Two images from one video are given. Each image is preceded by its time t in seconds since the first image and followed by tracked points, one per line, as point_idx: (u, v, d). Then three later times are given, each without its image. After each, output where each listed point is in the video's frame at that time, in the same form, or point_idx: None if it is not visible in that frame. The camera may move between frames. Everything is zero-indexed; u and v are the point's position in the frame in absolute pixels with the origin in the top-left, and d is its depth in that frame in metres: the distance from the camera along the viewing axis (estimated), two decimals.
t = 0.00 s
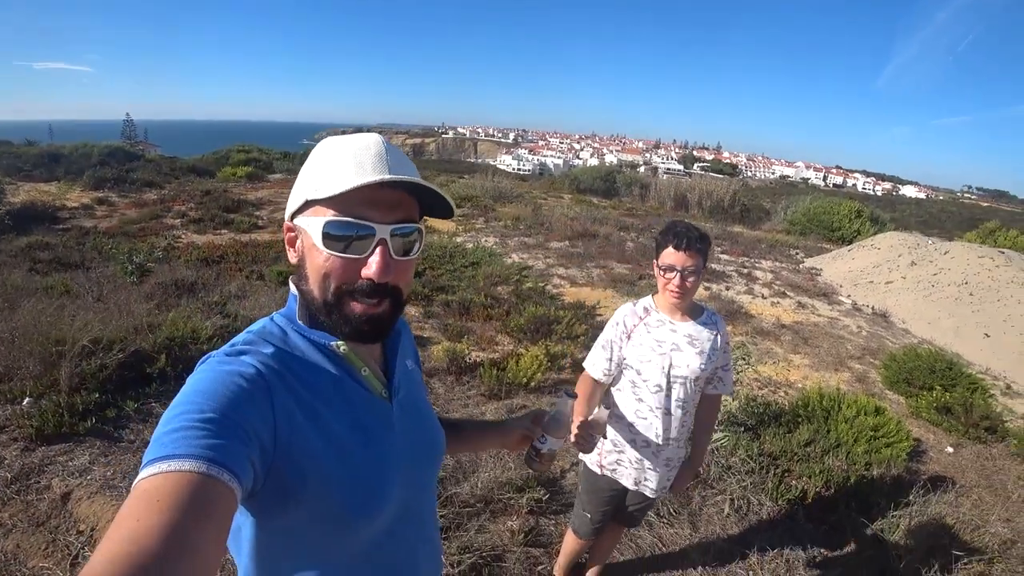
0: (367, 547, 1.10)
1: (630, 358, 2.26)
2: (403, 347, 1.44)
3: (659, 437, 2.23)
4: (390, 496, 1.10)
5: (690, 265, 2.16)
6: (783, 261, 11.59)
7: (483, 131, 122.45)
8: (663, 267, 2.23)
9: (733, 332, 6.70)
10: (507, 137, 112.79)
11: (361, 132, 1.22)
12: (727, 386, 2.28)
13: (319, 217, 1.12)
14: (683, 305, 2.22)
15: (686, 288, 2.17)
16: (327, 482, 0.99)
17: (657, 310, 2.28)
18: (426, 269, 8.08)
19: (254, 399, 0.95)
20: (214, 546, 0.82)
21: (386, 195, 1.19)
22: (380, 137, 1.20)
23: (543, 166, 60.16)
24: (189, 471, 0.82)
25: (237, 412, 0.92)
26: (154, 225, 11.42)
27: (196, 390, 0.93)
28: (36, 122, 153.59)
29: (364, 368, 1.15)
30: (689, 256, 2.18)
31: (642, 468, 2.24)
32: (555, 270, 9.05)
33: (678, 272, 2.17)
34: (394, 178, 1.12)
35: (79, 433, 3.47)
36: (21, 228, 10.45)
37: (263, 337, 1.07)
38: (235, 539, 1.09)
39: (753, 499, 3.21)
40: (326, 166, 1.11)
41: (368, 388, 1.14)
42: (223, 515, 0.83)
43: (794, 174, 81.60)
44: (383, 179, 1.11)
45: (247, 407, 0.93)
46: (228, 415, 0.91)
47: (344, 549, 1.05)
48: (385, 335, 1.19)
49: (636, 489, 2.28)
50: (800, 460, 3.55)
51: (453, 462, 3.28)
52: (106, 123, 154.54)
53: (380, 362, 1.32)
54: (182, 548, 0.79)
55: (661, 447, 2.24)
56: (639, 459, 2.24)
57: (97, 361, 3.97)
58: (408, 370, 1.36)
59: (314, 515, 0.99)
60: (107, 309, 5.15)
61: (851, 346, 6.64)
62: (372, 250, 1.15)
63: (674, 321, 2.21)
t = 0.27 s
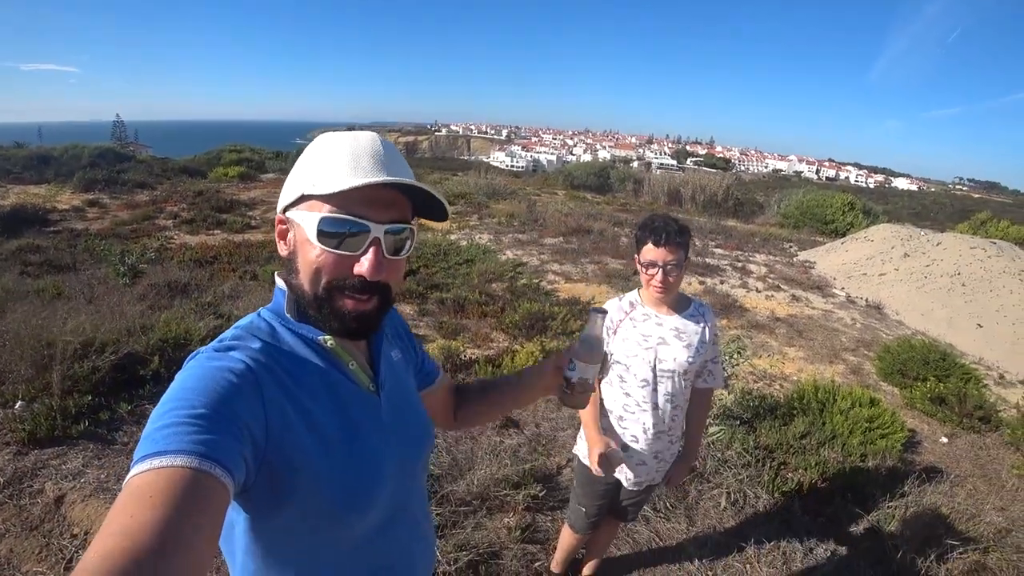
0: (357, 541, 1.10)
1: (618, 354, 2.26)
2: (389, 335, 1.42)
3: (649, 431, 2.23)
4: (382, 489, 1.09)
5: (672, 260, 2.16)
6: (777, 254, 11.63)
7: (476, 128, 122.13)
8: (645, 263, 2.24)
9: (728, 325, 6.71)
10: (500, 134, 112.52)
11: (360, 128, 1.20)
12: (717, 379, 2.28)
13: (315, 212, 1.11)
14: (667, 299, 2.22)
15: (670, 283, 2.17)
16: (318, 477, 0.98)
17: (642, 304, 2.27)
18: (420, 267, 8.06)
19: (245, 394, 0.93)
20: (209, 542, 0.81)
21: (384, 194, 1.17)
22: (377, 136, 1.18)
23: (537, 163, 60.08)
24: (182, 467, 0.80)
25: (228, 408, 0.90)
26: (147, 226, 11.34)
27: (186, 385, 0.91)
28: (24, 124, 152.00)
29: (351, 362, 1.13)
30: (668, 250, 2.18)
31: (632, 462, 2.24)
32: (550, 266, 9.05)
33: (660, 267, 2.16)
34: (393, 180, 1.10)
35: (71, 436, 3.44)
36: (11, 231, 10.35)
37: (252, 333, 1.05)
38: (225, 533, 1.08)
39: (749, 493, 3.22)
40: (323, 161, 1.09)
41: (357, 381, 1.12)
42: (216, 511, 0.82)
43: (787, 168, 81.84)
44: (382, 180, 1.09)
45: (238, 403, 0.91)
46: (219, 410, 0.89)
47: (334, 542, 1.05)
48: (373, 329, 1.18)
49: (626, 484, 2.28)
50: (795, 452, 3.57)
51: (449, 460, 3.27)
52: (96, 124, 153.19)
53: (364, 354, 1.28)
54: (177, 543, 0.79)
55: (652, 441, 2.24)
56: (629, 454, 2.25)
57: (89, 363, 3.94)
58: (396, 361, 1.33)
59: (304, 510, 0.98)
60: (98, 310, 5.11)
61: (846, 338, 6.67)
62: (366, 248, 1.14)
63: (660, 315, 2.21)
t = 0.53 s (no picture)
0: (359, 547, 1.08)
1: (609, 357, 2.26)
2: (389, 337, 1.40)
3: (639, 435, 2.23)
4: (382, 494, 1.08)
5: (663, 260, 2.16)
6: (774, 254, 11.64)
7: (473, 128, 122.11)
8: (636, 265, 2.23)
9: (726, 326, 6.71)
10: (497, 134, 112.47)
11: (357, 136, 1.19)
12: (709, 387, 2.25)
13: (314, 220, 1.08)
14: (660, 301, 2.21)
15: (662, 283, 2.16)
16: (318, 483, 0.97)
17: (634, 307, 2.27)
18: (417, 269, 8.04)
19: (242, 400, 0.92)
20: (207, 551, 0.80)
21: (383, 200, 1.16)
22: (375, 142, 1.17)
23: (534, 163, 60.06)
24: (179, 474, 0.79)
25: (226, 413, 0.89)
26: (143, 228, 11.29)
27: (183, 391, 0.89)
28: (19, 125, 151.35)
29: (350, 366, 1.12)
30: (659, 250, 2.18)
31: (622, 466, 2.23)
32: (547, 267, 9.04)
33: (652, 267, 2.16)
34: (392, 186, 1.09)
35: (66, 441, 3.42)
36: (6, 234, 10.30)
37: (249, 340, 1.03)
38: (224, 544, 1.06)
39: (748, 494, 3.21)
40: (320, 167, 1.08)
41: (357, 387, 1.11)
42: (215, 518, 0.81)
43: (784, 167, 82.02)
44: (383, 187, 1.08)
45: (236, 409, 0.90)
46: (216, 416, 0.87)
47: (335, 549, 1.03)
48: (373, 333, 1.16)
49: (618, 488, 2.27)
50: (794, 454, 3.57)
51: (447, 463, 3.25)
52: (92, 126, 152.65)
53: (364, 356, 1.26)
54: (175, 551, 0.77)
55: (641, 445, 2.23)
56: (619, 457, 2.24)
57: (85, 367, 3.91)
58: (397, 364, 1.31)
59: (305, 516, 0.97)
60: (94, 314, 5.07)
61: (843, 337, 6.68)
62: (366, 255, 1.12)
63: (652, 318, 2.21)
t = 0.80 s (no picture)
0: (361, 550, 1.07)
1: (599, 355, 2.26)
2: (394, 339, 1.39)
3: (629, 434, 2.22)
4: (385, 496, 1.07)
5: (657, 258, 2.15)
6: (774, 254, 11.64)
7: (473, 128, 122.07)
8: (630, 261, 2.22)
9: (725, 326, 6.71)
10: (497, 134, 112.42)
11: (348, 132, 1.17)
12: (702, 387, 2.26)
13: (319, 224, 1.07)
14: (653, 299, 2.21)
15: (655, 281, 2.16)
16: (320, 484, 0.97)
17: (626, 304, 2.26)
18: (417, 268, 8.04)
19: (245, 400, 0.92)
20: (209, 553, 0.79)
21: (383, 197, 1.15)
22: (370, 140, 1.16)
23: (534, 162, 60.03)
24: (181, 475, 0.78)
25: (229, 414, 0.88)
26: (143, 226, 11.29)
27: (185, 391, 0.89)
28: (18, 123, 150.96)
29: (354, 367, 1.11)
30: (654, 248, 2.17)
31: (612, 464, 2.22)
32: (547, 266, 9.04)
33: (646, 264, 2.16)
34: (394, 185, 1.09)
35: (65, 439, 3.42)
36: (5, 232, 10.30)
37: (252, 339, 1.03)
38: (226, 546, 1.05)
39: (746, 494, 3.21)
40: (321, 171, 1.07)
41: (360, 388, 1.10)
42: (216, 520, 0.80)
43: (784, 168, 82.01)
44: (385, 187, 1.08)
45: (238, 409, 0.90)
46: (219, 416, 0.87)
47: (337, 551, 1.03)
48: (378, 333, 1.15)
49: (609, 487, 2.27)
50: (793, 454, 3.57)
51: (445, 462, 3.25)
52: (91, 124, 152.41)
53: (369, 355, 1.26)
54: (177, 554, 0.77)
55: (631, 444, 2.23)
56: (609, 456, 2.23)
57: (84, 365, 3.91)
58: (401, 366, 1.31)
59: (307, 517, 0.97)
60: (93, 312, 5.07)
61: (843, 338, 6.68)
62: (372, 254, 1.12)
63: (644, 316, 2.22)
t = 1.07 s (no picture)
0: (361, 544, 1.07)
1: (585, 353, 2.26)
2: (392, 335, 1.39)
3: (616, 431, 2.23)
4: (385, 490, 1.07)
5: (650, 254, 2.16)
6: (776, 257, 11.63)
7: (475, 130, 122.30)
8: (623, 257, 2.21)
9: (726, 327, 6.70)
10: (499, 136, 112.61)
11: (323, 125, 1.17)
12: (689, 381, 2.25)
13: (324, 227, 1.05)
14: (641, 297, 2.20)
15: (646, 277, 2.16)
16: (320, 478, 0.97)
17: (614, 301, 2.25)
18: (418, 269, 8.05)
19: (244, 394, 0.92)
20: (209, 546, 0.80)
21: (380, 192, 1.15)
22: (351, 132, 1.16)
23: (536, 165, 60.08)
24: (181, 469, 0.78)
25: (228, 408, 0.88)
26: (145, 227, 11.32)
27: (185, 386, 0.89)
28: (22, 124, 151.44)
29: (353, 362, 1.11)
30: (647, 243, 2.19)
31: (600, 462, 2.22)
32: (548, 268, 9.04)
33: (638, 259, 2.16)
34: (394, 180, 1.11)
35: (66, 437, 3.42)
36: (8, 232, 10.33)
37: (251, 334, 1.03)
38: (225, 542, 1.05)
39: (747, 496, 3.19)
40: (317, 171, 1.06)
41: (360, 383, 1.10)
42: (216, 514, 0.80)
43: (786, 171, 82.00)
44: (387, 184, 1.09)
45: (238, 404, 0.90)
46: (218, 410, 0.87)
47: (337, 546, 1.03)
48: (378, 327, 1.16)
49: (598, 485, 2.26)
50: (794, 456, 3.56)
51: (445, 462, 3.24)
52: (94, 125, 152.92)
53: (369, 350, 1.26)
54: (178, 547, 0.77)
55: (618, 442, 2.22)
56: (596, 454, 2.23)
57: (85, 364, 3.91)
58: (400, 362, 1.31)
59: (307, 511, 0.97)
60: (95, 311, 5.08)
61: (844, 340, 6.67)
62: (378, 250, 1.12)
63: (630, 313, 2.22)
